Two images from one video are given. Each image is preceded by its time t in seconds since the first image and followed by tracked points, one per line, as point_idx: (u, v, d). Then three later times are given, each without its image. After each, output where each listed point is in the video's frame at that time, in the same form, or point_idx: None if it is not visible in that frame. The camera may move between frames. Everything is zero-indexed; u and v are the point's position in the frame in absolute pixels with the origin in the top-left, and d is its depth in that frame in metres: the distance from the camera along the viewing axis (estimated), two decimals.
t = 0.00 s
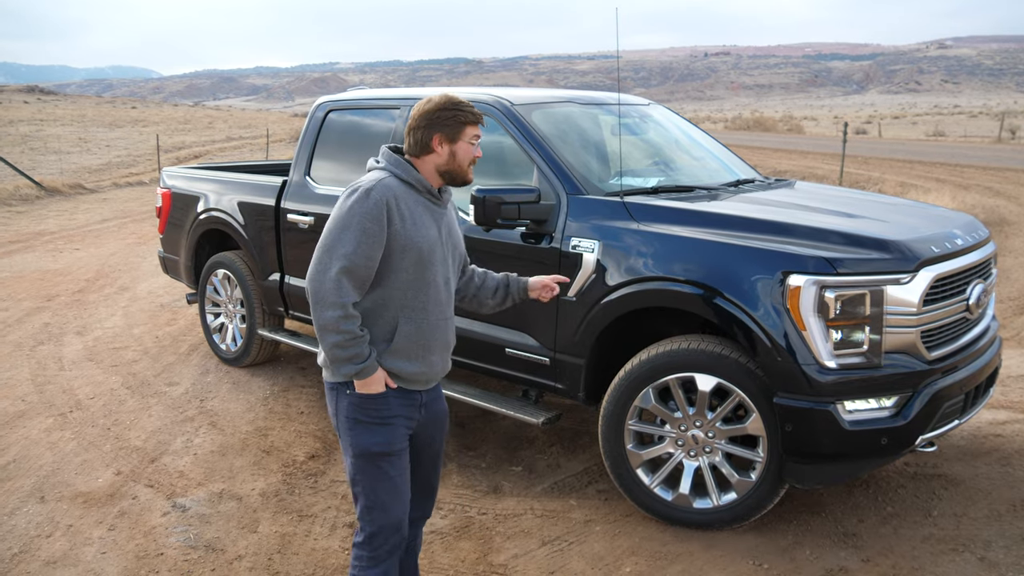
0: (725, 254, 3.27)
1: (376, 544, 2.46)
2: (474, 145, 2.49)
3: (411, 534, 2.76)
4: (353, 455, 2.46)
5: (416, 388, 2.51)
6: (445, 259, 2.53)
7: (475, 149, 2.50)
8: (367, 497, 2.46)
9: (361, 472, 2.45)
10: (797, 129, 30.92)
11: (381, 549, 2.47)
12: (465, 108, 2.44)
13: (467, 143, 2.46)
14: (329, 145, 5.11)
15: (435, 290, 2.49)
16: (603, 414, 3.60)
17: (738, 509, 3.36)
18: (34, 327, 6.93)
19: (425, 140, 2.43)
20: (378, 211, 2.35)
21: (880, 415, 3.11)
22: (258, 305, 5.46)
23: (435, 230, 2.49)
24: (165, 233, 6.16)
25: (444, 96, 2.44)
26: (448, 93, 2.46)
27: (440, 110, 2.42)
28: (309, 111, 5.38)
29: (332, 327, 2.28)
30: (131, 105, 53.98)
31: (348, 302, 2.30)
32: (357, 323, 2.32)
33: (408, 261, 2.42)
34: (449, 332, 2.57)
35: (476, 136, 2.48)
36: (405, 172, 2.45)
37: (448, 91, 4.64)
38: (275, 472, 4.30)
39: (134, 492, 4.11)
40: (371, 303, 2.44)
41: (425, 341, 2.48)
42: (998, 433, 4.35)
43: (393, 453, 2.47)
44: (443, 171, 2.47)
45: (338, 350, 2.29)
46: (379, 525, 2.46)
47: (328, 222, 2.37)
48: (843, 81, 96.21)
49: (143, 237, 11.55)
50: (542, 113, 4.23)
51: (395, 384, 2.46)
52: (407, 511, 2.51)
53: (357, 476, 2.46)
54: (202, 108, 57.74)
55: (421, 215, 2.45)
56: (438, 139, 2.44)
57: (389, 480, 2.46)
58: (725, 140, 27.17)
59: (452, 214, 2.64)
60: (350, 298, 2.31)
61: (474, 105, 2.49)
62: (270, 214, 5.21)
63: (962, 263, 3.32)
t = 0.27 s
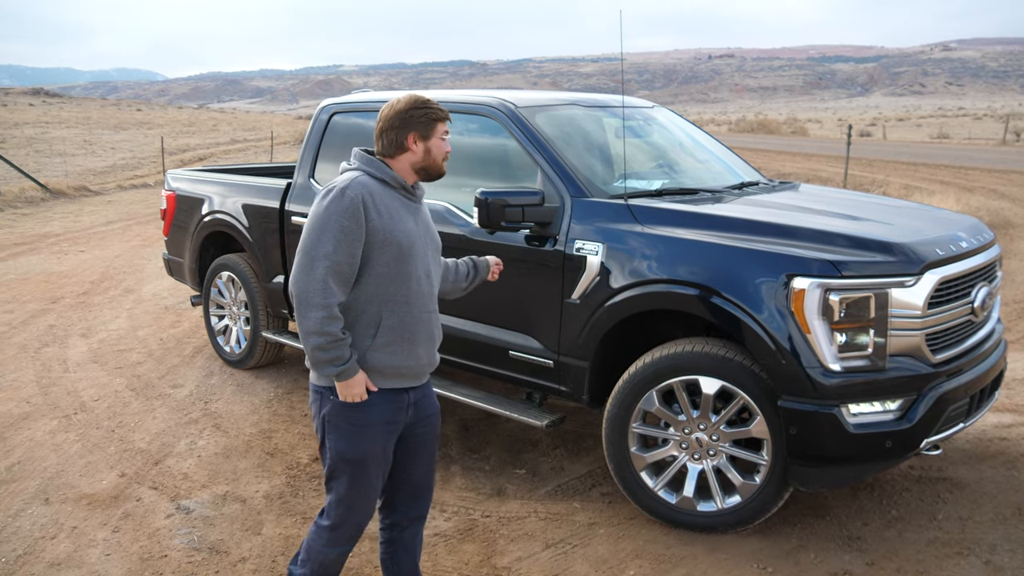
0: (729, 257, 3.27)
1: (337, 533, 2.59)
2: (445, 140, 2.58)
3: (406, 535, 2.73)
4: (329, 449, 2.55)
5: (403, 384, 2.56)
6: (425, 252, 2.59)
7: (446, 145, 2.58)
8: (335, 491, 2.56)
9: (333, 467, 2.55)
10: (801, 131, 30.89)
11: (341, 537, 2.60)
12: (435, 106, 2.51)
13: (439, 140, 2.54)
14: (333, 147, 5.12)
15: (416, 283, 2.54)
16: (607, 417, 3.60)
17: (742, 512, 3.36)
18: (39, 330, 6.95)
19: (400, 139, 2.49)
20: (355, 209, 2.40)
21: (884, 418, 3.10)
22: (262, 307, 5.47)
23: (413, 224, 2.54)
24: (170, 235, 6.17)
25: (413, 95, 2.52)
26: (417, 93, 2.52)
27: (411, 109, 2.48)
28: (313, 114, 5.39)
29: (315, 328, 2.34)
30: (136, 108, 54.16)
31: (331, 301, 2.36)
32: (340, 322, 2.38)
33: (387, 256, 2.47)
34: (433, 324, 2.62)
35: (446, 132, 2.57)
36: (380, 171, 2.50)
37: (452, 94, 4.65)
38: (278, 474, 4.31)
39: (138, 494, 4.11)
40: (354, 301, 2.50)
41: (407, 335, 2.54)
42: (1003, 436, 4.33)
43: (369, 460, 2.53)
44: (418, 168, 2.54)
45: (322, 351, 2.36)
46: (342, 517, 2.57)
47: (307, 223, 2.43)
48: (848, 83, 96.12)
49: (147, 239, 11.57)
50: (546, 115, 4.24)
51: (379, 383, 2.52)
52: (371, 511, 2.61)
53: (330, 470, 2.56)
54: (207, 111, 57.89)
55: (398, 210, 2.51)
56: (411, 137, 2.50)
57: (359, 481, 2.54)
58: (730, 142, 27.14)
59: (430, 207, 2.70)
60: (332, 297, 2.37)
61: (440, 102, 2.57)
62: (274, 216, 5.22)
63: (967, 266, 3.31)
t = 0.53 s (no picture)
0: (733, 259, 3.26)
1: (309, 533, 2.64)
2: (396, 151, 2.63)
3: (392, 534, 2.76)
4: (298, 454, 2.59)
5: (372, 390, 2.64)
6: (381, 262, 2.66)
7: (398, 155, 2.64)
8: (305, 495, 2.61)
9: (302, 471, 2.59)
10: (806, 133, 30.86)
11: (312, 537, 2.65)
12: (387, 118, 2.56)
13: (389, 151, 2.59)
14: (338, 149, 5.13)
15: (376, 293, 2.61)
16: (612, 419, 3.60)
17: (747, 514, 3.35)
18: (44, 331, 6.97)
19: (350, 149, 2.54)
20: (318, 230, 2.44)
21: (889, 420, 3.10)
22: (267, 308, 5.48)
23: (370, 235, 2.61)
24: (175, 237, 6.19)
25: (365, 105, 2.56)
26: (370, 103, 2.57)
27: (362, 119, 2.53)
28: (318, 116, 5.40)
29: (290, 351, 2.38)
30: (140, 110, 54.31)
31: (302, 324, 2.40)
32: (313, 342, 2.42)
33: (350, 270, 2.53)
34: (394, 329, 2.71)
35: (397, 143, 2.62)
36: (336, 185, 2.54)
37: (457, 95, 4.66)
38: (283, 476, 4.31)
39: (143, 495, 4.12)
40: (320, 317, 2.55)
41: (374, 344, 2.61)
42: (1008, 438, 4.32)
43: (337, 464, 2.59)
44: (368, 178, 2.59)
45: (299, 372, 2.39)
46: (313, 517, 2.64)
47: (268, 247, 2.44)
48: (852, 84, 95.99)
49: (152, 241, 11.60)
50: (550, 116, 4.24)
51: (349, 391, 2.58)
52: (339, 509, 2.69)
53: (300, 474, 2.60)
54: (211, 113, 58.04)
55: (356, 224, 2.56)
56: (360, 149, 2.55)
57: (328, 484, 2.61)
58: (734, 144, 27.12)
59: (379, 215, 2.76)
60: (303, 319, 2.40)
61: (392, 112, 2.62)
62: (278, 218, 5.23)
63: (973, 268, 3.31)
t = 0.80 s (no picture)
0: (738, 260, 3.26)
1: (305, 528, 2.73)
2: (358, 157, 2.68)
3: (376, 516, 2.91)
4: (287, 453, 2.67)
5: (346, 387, 2.75)
6: (348, 263, 2.74)
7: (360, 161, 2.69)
8: (298, 491, 2.69)
9: (293, 469, 2.67)
10: (810, 134, 30.81)
11: (308, 532, 2.74)
12: (350, 124, 2.61)
13: (351, 157, 2.64)
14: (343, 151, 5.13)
15: (345, 295, 2.71)
16: (617, 420, 3.59)
17: (752, 515, 3.35)
18: (50, 332, 6.99)
19: (312, 153, 2.60)
20: (285, 238, 2.51)
21: (895, 422, 3.09)
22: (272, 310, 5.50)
23: (336, 238, 2.69)
24: (180, 238, 6.21)
25: (330, 108, 2.61)
26: (337, 107, 2.62)
27: (326, 124, 2.58)
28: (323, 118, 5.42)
29: (264, 357, 2.45)
30: (145, 112, 54.48)
31: (273, 330, 2.47)
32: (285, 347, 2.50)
33: (319, 275, 2.61)
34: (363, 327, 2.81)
35: (359, 149, 2.67)
36: (301, 190, 2.60)
37: (461, 97, 4.66)
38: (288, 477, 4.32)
39: (149, 496, 4.13)
40: (289, 320, 2.63)
41: (344, 343, 2.71)
42: (1014, 439, 4.31)
43: (325, 457, 2.70)
44: (329, 182, 2.65)
45: (274, 376, 2.47)
46: (308, 513, 2.72)
47: (235, 256, 2.50)
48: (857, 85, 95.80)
49: (158, 242, 11.63)
50: (555, 118, 4.24)
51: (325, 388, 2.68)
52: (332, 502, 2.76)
53: (290, 473, 2.68)
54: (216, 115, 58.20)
55: (323, 229, 2.64)
56: (321, 154, 2.61)
57: (320, 478, 2.70)
58: (739, 145, 27.08)
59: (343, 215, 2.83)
60: (273, 325, 2.48)
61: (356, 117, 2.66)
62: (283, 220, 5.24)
63: (979, 269, 3.30)
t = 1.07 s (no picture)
0: (743, 261, 3.25)
1: (302, 522, 2.84)
2: (338, 152, 2.78)
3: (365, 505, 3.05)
4: (283, 447, 2.78)
5: (338, 381, 2.88)
6: (335, 261, 2.85)
7: (340, 156, 2.78)
8: (294, 486, 2.79)
9: (289, 464, 2.78)
10: (816, 134, 30.73)
11: (305, 525, 2.85)
12: (326, 121, 2.71)
13: (330, 153, 2.74)
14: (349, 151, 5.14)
15: (334, 291, 2.82)
16: (622, 421, 3.59)
17: (758, 517, 3.34)
18: (57, 334, 7.01)
19: (292, 153, 2.71)
20: (276, 240, 2.61)
21: (902, 423, 3.08)
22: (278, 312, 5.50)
23: (323, 237, 2.80)
24: (186, 240, 6.22)
25: (305, 109, 2.72)
26: (311, 106, 2.72)
27: (302, 124, 2.69)
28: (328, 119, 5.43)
29: (263, 354, 2.55)
30: (152, 114, 54.66)
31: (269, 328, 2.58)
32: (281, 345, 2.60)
33: (309, 274, 2.72)
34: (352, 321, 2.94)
35: (337, 145, 2.76)
36: (286, 190, 2.70)
37: (467, 98, 4.67)
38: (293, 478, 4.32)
39: (155, 497, 4.14)
40: (282, 317, 2.73)
41: (336, 338, 2.84)
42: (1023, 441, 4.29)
43: (320, 448, 2.80)
44: (313, 178, 2.75)
45: (272, 372, 2.58)
46: (304, 506, 2.82)
47: (227, 259, 2.59)
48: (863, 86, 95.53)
49: (164, 244, 11.66)
50: (560, 119, 4.24)
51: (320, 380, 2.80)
52: (327, 495, 2.87)
53: (286, 467, 2.78)
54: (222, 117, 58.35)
55: (311, 229, 2.74)
56: (301, 153, 2.71)
57: (315, 471, 2.81)
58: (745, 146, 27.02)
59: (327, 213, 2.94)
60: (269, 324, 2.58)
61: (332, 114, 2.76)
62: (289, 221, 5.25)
63: (986, 269, 3.28)
